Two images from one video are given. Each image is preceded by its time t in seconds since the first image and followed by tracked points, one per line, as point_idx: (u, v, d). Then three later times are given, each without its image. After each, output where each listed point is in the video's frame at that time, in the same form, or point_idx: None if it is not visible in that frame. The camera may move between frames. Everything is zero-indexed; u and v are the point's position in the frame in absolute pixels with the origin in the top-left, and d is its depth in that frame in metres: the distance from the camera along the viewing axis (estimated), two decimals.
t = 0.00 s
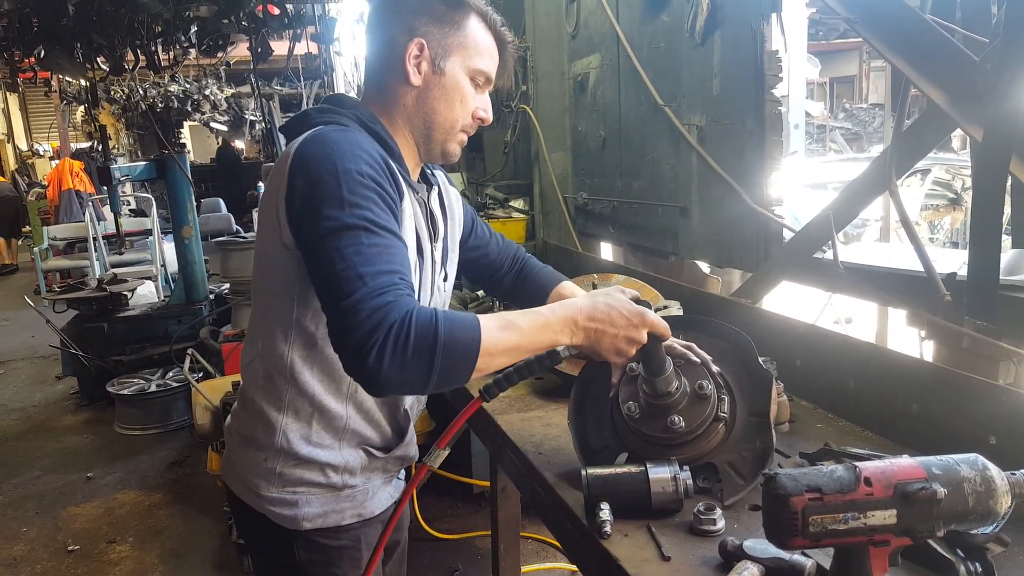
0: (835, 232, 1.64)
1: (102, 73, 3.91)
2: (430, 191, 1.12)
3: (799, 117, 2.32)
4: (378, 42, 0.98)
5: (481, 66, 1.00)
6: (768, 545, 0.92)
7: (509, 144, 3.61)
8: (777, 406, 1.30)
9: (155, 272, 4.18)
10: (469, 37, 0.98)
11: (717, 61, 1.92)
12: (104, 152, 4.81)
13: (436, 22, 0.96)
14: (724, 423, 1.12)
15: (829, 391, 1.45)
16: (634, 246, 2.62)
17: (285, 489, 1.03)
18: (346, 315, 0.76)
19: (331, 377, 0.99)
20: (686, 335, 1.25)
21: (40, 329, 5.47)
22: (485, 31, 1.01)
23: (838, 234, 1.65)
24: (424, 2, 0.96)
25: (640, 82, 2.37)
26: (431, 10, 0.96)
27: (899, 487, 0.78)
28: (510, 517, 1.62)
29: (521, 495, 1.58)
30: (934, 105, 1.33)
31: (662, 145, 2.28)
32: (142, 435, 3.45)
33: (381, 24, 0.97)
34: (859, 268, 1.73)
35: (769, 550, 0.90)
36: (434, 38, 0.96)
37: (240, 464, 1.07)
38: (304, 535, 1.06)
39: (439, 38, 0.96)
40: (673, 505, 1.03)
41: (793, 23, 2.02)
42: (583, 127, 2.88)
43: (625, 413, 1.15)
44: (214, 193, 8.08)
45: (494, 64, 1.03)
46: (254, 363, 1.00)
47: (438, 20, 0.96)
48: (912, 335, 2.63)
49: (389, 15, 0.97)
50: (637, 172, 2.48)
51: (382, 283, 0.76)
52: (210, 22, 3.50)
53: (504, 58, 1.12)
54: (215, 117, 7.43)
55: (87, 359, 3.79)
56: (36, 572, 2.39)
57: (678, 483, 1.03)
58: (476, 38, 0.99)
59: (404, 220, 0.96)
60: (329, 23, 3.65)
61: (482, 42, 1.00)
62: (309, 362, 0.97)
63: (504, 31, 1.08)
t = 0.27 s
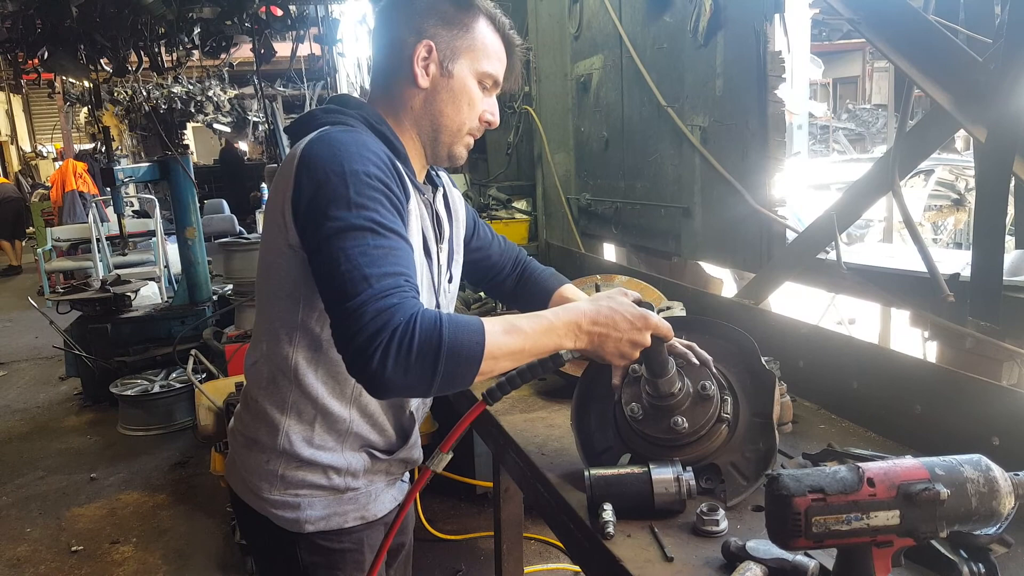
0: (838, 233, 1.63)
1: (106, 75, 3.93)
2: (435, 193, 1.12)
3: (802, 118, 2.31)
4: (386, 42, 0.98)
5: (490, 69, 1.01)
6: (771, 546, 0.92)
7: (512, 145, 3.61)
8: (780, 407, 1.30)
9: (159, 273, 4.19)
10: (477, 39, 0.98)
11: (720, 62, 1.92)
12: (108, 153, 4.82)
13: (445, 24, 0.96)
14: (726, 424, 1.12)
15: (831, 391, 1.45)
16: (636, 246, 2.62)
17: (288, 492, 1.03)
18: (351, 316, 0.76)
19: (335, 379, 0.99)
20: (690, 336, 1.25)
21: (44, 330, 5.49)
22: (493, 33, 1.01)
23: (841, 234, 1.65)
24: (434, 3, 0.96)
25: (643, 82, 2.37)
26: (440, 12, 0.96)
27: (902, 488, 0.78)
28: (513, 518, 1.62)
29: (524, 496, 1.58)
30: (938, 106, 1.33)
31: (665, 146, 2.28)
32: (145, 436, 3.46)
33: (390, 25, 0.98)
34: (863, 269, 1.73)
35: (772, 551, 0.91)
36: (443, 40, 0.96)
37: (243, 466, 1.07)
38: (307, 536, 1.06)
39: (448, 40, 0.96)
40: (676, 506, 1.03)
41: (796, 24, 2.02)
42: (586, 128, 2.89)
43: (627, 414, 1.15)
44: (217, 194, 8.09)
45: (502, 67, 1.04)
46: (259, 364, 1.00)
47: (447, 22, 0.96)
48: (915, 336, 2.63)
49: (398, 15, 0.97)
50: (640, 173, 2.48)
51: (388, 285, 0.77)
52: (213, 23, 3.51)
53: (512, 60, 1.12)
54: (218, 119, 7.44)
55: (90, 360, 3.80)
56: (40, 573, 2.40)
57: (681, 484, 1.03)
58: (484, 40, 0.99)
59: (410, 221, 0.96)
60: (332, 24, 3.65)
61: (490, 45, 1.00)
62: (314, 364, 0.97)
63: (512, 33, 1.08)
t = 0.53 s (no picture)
0: (837, 235, 1.64)
1: (107, 74, 3.93)
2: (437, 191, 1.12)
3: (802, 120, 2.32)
4: (391, 42, 0.99)
5: (493, 70, 1.01)
6: (770, 547, 0.92)
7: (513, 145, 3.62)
8: (780, 409, 1.30)
9: (159, 273, 4.19)
10: (482, 40, 0.99)
11: (721, 64, 1.93)
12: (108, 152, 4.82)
13: (450, 24, 0.97)
14: (726, 425, 1.12)
15: (831, 393, 1.45)
16: (636, 247, 2.63)
17: (291, 491, 1.03)
18: (348, 309, 0.76)
19: (338, 378, 0.99)
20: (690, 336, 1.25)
21: (43, 330, 5.49)
22: (498, 35, 1.02)
23: (841, 236, 1.65)
24: (438, 4, 0.97)
25: (643, 84, 2.38)
26: (445, 13, 0.97)
27: (901, 488, 0.78)
28: (513, 518, 1.62)
29: (524, 496, 1.58)
30: (937, 108, 1.33)
31: (666, 147, 2.28)
32: (144, 435, 3.46)
33: (395, 24, 0.98)
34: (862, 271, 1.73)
35: (771, 551, 0.91)
36: (447, 40, 0.97)
37: (246, 466, 1.07)
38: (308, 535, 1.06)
39: (452, 40, 0.97)
40: (676, 506, 1.03)
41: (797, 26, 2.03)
42: (586, 129, 2.89)
43: (627, 414, 1.15)
44: (217, 193, 8.10)
45: (506, 68, 1.04)
46: (262, 361, 1.01)
47: (452, 23, 0.97)
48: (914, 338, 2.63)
49: (404, 15, 0.97)
50: (640, 174, 2.49)
51: (387, 280, 0.77)
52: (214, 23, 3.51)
53: (516, 62, 1.12)
54: (218, 118, 7.44)
55: (90, 359, 3.81)
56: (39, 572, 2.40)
57: (680, 485, 1.03)
58: (489, 41, 1.00)
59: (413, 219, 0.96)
60: (333, 25, 3.66)
61: (494, 46, 1.00)
62: (317, 362, 0.97)
63: (517, 36, 1.09)
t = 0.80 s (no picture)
0: (837, 236, 1.64)
1: (107, 77, 3.93)
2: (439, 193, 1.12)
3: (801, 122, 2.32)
4: (395, 45, 0.99)
5: (497, 75, 1.01)
6: (771, 549, 0.92)
7: (513, 147, 3.62)
8: (780, 411, 1.30)
9: (159, 275, 4.19)
10: (486, 45, 0.99)
11: (720, 66, 1.93)
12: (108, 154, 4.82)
13: (454, 28, 0.97)
14: (726, 427, 1.12)
15: (831, 394, 1.45)
16: (636, 249, 2.63)
17: (292, 494, 1.03)
18: (348, 316, 0.76)
19: (341, 382, 0.99)
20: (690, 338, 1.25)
21: (43, 332, 5.49)
22: (502, 40, 1.02)
23: (841, 237, 1.65)
24: (443, 8, 0.97)
25: (643, 86, 2.38)
26: (450, 17, 0.97)
27: (902, 491, 0.78)
28: (513, 521, 1.62)
29: (524, 499, 1.58)
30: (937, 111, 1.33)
31: (666, 149, 2.29)
32: (145, 438, 3.46)
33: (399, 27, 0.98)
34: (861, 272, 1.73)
35: (771, 553, 0.91)
36: (452, 44, 0.96)
37: (247, 469, 1.07)
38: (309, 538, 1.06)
39: (456, 44, 0.97)
40: (676, 508, 1.03)
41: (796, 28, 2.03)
42: (586, 131, 2.89)
43: (628, 416, 1.15)
44: (217, 196, 8.10)
45: (509, 73, 1.04)
46: (265, 363, 1.01)
47: (457, 27, 0.97)
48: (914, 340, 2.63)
49: (409, 19, 0.97)
50: (640, 176, 2.49)
51: (387, 287, 0.77)
52: (214, 26, 3.51)
53: (518, 67, 1.13)
54: (218, 120, 7.44)
55: (90, 362, 3.80)
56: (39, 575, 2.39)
57: (681, 487, 1.03)
58: (493, 46, 1.00)
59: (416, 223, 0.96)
60: (333, 27, 3.66)
61: (498, 51, 1.00)
62: (319, 366, 0.97)
63: (521, 41, 1.09)
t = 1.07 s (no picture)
0: (839, 239, 1.63)
1: (109, 79, 3.94)
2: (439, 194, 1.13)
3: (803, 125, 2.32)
4: (395, 47, 0.99)
5: (497, 77, 1.01)
6: (773, 552, 0.92)
7: (514, 150, 3.62)
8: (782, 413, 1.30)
9: (160, 277, 4.19)
10: (486, 47, 0.99)
11: (722, 69, 1.93)
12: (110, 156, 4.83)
13: (455, 30, 0.97)
14: (728, 429, 1.12)
15: (833, 397, 1.45)
16: (638, 251, 2.63)
17: (293, 498, 1.03)
18: (351, 315, 0.77)
19: (342, 383, 0.99)
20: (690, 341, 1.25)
21: (45, 334, 5.49)
22: (503, 43, 1.02)
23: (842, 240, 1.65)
24: (444, 10, 0.97)
25: (645, 89, 2.38)
26: (450, 19, 0.97)
27: (904, 493, 0.78)
28: (515, 524, 1.62)
29: (526, 501, 1.58)
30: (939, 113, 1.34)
31: (667, 151, 2.29)
32: (146, 440, 3.46)
33: (399, 29, 0.98)
34: (863, 275, 1.73)
35: (773, 556, 0.91)
36: (452, 46, 0.97)
37: (248, 472, 1.07)
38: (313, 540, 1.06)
39: (456, 47, 0.97)
40: (678, 511, 1.03)
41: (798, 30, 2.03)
42: (588, 134, 2.89)
43: (629, 419, 1.15)
44: (219, 198, 8.11)
45: (509, 76, 1.05)
46: (266, 366, 1.01)
47: (457, 30, 0.97)
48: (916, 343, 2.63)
49: (410, 21, 0.98)
50: (641, 178, 2.49)
51: (391, 285, 0.77)
52: (216, 28, 3.52)
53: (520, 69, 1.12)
54: (220, 123, 7.45)
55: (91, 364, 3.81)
56: None
57: (682, 490, 1.03)
58: (494, 48, 1.00)
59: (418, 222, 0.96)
60: (334, 30, 3.66)
61: (499, 53, 1.01)
62: (321, 369, 0.97)
63: (522, 43, 1.09)
